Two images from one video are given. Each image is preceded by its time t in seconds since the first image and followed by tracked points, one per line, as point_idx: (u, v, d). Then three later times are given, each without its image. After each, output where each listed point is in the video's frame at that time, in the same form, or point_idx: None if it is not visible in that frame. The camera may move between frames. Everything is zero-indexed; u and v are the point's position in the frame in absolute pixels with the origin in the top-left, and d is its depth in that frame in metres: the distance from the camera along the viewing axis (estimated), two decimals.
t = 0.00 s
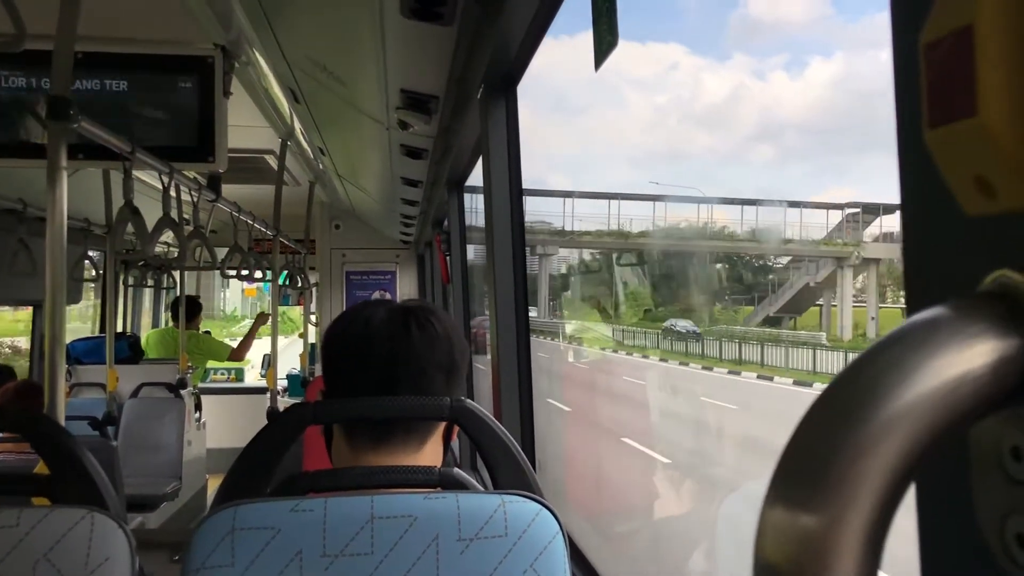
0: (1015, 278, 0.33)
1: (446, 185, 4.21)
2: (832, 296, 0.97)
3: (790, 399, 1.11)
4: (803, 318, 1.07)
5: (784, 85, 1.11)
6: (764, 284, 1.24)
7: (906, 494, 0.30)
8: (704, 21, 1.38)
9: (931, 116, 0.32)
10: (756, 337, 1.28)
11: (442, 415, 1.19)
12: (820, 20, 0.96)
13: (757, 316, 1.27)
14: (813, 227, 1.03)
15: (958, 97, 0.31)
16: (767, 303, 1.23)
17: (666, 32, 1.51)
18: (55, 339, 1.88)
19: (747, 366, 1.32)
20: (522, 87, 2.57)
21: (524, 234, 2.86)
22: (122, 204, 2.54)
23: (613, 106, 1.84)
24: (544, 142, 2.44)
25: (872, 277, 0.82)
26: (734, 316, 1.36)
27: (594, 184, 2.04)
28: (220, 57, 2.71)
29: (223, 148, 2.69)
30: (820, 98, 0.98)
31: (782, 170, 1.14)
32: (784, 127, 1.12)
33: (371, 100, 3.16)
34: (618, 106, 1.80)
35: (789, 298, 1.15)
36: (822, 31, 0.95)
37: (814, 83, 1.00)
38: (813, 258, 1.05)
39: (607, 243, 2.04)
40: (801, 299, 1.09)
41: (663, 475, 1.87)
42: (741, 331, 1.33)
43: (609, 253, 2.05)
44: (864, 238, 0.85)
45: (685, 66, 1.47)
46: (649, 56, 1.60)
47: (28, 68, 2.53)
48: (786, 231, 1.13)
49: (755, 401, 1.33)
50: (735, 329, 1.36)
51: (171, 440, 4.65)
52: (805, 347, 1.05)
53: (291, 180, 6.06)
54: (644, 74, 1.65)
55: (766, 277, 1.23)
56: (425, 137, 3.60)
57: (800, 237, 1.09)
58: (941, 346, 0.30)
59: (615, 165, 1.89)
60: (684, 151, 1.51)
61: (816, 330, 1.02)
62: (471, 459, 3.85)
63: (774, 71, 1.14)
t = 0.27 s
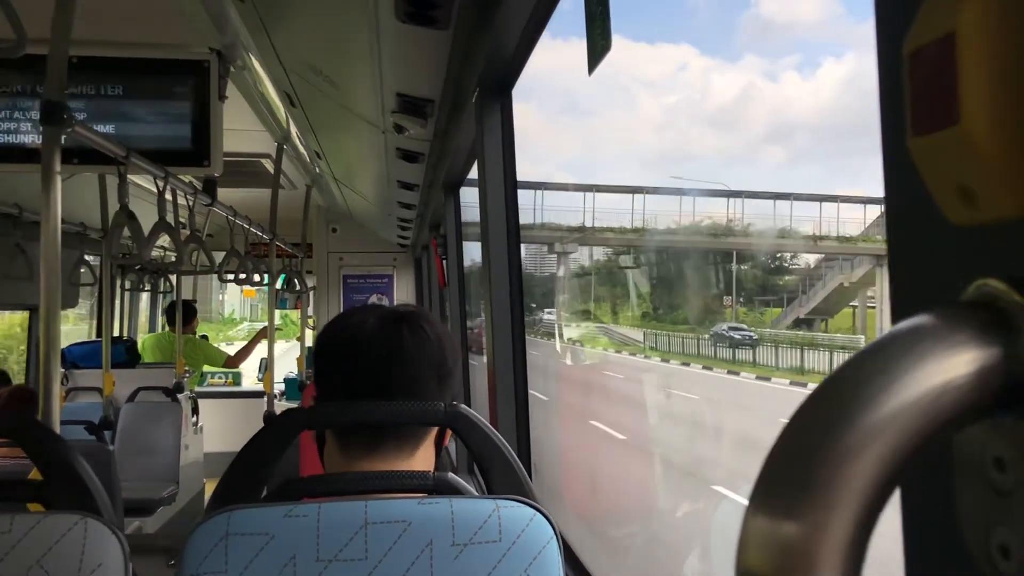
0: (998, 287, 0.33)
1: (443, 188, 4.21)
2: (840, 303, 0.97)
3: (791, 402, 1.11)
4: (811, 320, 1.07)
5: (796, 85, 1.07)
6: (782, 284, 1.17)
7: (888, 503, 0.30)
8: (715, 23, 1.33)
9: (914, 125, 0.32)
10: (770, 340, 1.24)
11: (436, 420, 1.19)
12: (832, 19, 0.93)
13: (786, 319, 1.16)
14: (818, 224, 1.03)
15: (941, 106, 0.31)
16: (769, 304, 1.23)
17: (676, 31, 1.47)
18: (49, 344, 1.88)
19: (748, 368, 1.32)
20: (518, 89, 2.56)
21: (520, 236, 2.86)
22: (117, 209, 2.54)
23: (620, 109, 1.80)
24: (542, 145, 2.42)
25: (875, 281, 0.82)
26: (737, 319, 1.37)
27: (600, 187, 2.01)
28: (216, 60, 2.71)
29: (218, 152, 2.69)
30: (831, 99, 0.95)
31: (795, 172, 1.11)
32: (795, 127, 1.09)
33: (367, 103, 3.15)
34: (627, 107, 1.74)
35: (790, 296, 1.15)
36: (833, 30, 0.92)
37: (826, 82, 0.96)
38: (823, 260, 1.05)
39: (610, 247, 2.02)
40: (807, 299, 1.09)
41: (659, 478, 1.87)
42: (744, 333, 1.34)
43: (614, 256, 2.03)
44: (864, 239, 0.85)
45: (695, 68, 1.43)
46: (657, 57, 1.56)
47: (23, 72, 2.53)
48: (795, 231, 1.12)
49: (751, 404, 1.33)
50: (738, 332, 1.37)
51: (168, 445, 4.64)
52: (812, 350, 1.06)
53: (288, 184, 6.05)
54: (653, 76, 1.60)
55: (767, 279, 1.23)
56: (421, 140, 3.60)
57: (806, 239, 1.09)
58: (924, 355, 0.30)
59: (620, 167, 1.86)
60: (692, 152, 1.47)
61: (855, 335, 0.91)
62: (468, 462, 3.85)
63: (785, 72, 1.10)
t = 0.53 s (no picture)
0: (1003, 284, 0.33)
1: (444, 184, 4.20)
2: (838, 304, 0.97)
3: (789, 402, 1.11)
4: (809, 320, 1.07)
5: (808, 87, 1.03)
6: (796, 286, 1.12)
7: (892, 499, 0.30)
8: (725, 24, 1.31)
9: (919, 120, 0.32)
10: (790, 341, 1.14)
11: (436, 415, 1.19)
12: (842, 20, 0.89)
13: (820, 319, 1.02)
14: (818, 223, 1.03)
15: (947, 102, 0.30)
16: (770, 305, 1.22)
17: (683, 31, 1.45)
18: (49, 340, 1.88)
19: (746, 368, 1.32)
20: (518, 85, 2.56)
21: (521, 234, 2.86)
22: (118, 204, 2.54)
23: (626, 109, 1.77)
24: (543, 142, 2.41)
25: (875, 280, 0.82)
26: (735, 318, 1.37)
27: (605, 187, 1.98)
28: (217, 56, 2.71)
29: (219, 147, 2.69)
30: (838, 102, 0.92)
31: (805, 177, 1.06)
32: (808, 129, 1.04)
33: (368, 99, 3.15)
34: (637, 107, 1.70)
35: (789, 295, 1.15)
36: (843, 30, 0.88)
37: (836, 85, 0.92)
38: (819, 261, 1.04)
39: (615, 246, 1.98)
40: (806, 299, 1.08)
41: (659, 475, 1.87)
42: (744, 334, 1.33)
43: (622, 255, 1.97)
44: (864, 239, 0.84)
45: (706, 70, 1.40)
46: (665, 57, 1.53)
47: (23, 67, 2.52)
48: (799, 232, 1.11)
49: (751, 401, 1.33)
50: (736, 332, 1.37)
51: (168, 440, 4.64)
52: (810, 351, 1.06)
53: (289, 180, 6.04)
54: (661, 78, 1.57)
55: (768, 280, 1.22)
56: (422, 136, 3.60)
57: (805, 237, 1.09)
58: (929, 351, 0.30)
59: (626, 168, 1.83)
60: (700, 156, 1.45)
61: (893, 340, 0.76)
62: (468, 458, 3.85)
63: (796, 74, 1.07)
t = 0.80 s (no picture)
0: None
1: (446, 181, 4.20)
2: (845, 299, 0.97)
3: (794, 398, 1.11)
4: (816, 316, 1.06)
5: (819, 87, 1.03)
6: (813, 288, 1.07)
7: (914, 484, 0.30)
8: (738, 22, 1.30)
9: (940, 101, 0.32)
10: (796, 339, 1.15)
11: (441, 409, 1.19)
12: (856, 19, 0.88)
13: (852, 323, 0.93)
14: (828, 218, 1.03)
15: (970, 82, 0.30)
16: (773, 303, 1.22)
17: (696, 31, 1.44)
18: (52, 335, 1.88)
19: (751, 365, 1.32)
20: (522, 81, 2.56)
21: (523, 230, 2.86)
22: (120, 199, 2.53)
23: (635, 108, 1.76)
24: (547, 139, 2.41)
25: (885, 273, 0.81)
26: (738, 316, 1.36)
27: (612, 186, 1.98)
28: (219, 51, 2.70)
29: (222, 142, 2.69)
30: (851, 103, 0.91)
31: (817, 177, 1.05)
32: (817, 131, 1.04)
33: (370, 94, 3.15)
34: (647, 107, 1.69)
35: (793, 291, 1.15)
36: (857, 29, 0.87)
37: (849, 85, 0.91)
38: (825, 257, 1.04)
39: (617, 244, 1.99)
40: (813, 294, 1.08)
41: (663, 472, 1.87)
42: (748, 329, 1.33)
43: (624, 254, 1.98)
44: (874, 233, 0.84)
45: (716, 69, 1.40)
46: (677, 57, 1.52)
47: (26, 61, 2.52)
48: (808, 229, 1.10)
49: (755, 396, 1.33)
50: (739, 329, 1.36)
51: (169, 436, 4.64)
52: (818, 346, 1.05)
53: (291, 176, 6.04)
54: (672, 77, 1.57)
55: (771, 277, 1.22)
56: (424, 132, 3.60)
57: (810, 232, 1.09)
58: (949, 333, 0.30)
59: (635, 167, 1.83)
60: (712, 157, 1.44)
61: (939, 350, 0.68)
62: (470, 455, 3.85)
63: (808, 74, 1.06)
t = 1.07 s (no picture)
0: None
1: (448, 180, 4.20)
2: (850, 299, 0.96)
3: (799, 399, 1.11)
4: (819, 316, 1.06)
5: (829, 86, 1.02)
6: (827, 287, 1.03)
7: (918, 483, 0.30)
8: (748, 21, 1.29)
9: (946, 98, 0.32)
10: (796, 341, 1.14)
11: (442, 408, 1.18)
12: (868, 16, 0.87)
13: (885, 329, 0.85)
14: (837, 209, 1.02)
15: (977, 77, 0.30)
16: (775, 305, 1.21)
17: (706, 30, 1.43)
18: (53, 333, 1.88)
19: (752, 364, 1.31)
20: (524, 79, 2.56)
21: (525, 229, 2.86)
22: (121, 197, 2.53)
23: (642, 107, 1.75)
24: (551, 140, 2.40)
25: (896, 273, 0.81)
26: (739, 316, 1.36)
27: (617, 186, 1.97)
28: (221, 49, 2.70)
29: (223, 141, 2.68)
30: (862, 100, 0.91)
31: (828, 175, 1.03)
32: (827, 129, 1.04)
33: (372, 93, 3.15)
34: (656, 107, 1.68)
35: (796, 289, 1.14)
36: (869, 28, 0.86)
37: (861, 84, 0.91)
38: (830, 256, 1.04)
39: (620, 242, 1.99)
40: (817, 292, 1.07)
41: (664, 471, 1.86)
42: (748, 329, 1.33)
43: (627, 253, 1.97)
44: (883, 230, 0.83)
45: (725, 68, 1.39)
46: (688, 57, 1.51)
47: (27, 59, 2.52)
48: (815, 227, 1.09)
49: (758, 395, 1.32)
50: (741, 330, 1.35)
51: (170, 435, 4.64)
52: (820, 346, 1.05)
53: (292, 175, 6.04)
54: (681, 77, 1.55)
55: (775, 277, 1.21)
56: (426, 131, 3.59)
57: (814, 229, 1.09)
58: (954, 331, 0.30)
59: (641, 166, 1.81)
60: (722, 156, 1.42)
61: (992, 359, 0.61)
62: (471, 454, 3.85)
63: (819, 73, 1.05)
